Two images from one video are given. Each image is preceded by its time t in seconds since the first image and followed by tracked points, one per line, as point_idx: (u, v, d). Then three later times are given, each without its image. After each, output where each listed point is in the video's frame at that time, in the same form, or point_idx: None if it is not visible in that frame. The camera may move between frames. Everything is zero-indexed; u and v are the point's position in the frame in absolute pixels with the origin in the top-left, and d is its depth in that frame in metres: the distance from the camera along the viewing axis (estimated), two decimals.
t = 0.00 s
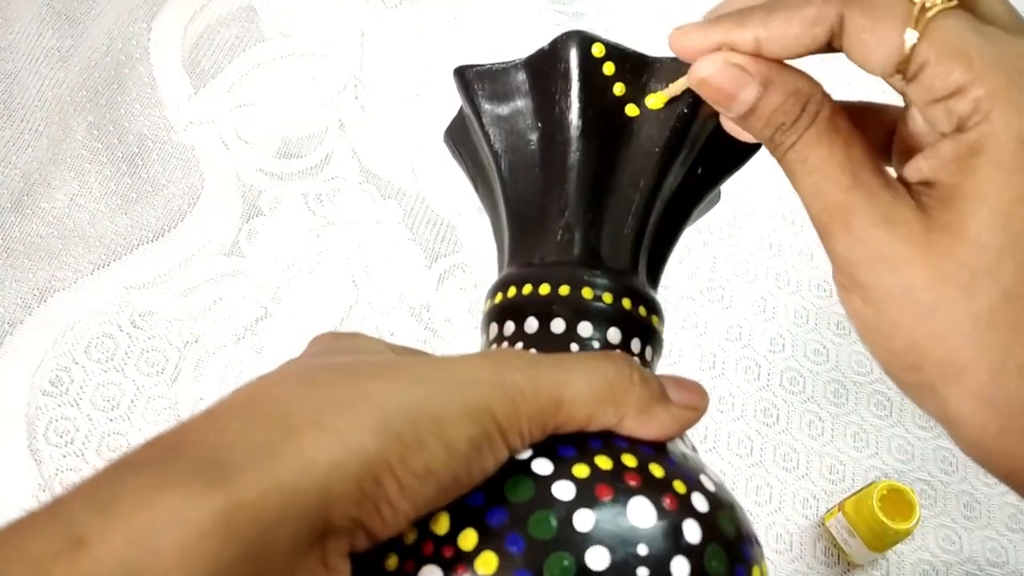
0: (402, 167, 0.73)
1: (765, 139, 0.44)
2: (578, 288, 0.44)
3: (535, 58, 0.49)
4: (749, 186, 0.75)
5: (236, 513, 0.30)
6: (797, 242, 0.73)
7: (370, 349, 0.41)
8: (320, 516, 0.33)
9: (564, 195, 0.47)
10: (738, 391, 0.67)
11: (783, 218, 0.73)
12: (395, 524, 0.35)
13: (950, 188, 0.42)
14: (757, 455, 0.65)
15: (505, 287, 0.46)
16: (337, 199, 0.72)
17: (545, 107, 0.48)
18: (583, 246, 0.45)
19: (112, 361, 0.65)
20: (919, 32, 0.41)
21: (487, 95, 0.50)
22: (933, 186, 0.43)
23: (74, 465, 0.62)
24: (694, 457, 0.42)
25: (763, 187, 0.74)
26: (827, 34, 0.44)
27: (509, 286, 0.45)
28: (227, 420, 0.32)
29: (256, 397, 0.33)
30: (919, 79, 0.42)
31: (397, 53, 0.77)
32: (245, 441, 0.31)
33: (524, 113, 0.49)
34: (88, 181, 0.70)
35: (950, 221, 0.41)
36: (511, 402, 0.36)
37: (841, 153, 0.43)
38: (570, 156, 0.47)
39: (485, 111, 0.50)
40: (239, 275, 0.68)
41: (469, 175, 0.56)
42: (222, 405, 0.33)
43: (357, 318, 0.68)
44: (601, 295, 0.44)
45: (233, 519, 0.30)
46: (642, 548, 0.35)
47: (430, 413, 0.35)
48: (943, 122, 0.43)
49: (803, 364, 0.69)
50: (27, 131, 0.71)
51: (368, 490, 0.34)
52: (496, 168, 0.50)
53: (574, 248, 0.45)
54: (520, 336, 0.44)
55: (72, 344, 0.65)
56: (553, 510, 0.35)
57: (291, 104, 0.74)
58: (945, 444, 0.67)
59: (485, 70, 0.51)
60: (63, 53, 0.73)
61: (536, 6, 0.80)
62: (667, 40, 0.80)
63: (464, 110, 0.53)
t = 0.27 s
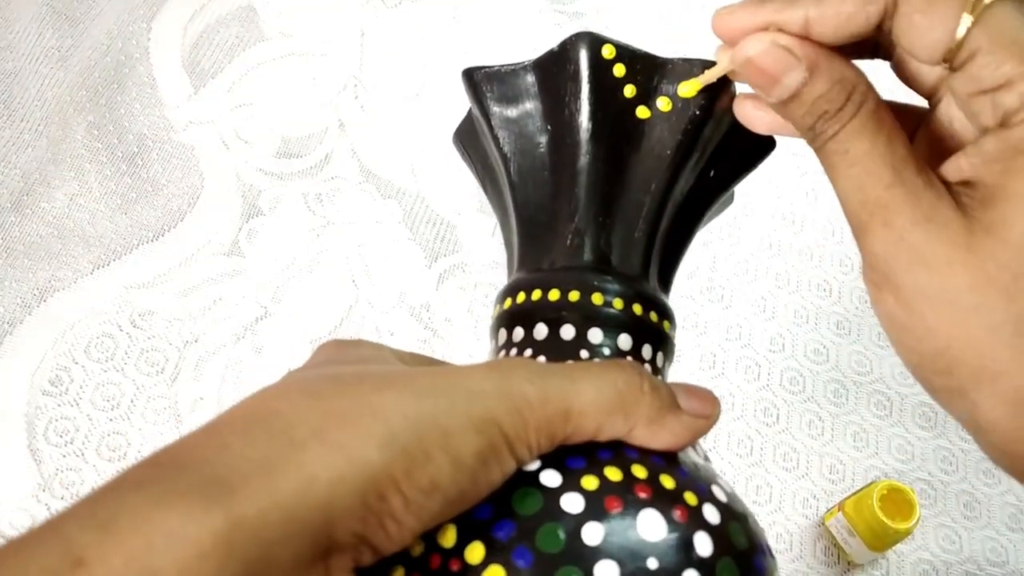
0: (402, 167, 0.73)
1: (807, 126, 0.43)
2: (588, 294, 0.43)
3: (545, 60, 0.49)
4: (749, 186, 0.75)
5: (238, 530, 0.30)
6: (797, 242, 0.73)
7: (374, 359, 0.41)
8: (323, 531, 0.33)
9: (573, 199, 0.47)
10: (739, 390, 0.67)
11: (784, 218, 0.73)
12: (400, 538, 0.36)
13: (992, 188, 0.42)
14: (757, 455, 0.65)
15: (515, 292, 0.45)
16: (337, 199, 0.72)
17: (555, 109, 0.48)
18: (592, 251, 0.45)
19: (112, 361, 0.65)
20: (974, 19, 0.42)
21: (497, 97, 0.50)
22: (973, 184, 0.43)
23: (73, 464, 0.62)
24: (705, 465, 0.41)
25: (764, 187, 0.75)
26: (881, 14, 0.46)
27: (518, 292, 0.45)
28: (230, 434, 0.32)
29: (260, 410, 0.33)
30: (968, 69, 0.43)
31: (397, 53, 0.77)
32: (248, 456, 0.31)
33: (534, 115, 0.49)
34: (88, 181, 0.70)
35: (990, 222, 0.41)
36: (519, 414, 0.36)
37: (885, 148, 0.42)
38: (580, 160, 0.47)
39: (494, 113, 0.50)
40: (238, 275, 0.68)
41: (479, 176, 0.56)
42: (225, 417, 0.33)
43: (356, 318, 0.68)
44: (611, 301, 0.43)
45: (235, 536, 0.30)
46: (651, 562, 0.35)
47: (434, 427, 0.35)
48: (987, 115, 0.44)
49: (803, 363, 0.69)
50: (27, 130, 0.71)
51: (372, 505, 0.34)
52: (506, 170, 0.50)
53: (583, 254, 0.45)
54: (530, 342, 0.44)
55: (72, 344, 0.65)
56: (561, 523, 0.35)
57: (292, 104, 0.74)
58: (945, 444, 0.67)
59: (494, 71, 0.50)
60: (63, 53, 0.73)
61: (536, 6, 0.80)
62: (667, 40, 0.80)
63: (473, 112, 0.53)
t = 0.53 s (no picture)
0: (402, 167, 0.73)
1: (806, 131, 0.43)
2: (591, 293, 0.44)
3: (547, 58, 0.49)
4: (749, 186, 0.75)
5: (238, 532, 0.30)
6: (797, 242, 0.73)
7: (375, 359, 0.41)
8: (324, 532, 0.33)
9: (576, 198, 0.47)
10: (739, 390, 0.67)
11: (784, 218, 0.74)
12: (402, 539, 0.35)
13: (987, 196, 0.42)
14: (757, 455, 0.65)
15: (518, 291, 0.46)
16: (337, 199, 0.72)
17: (557, 108, 0.48)
18: (595, 250, 0.46)
19: (112, 361, 0.65)
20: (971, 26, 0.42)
21: (499, 95, 0.50)
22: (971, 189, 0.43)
23: (74, 464, 0.62)
24: (710, 465, 0.42)
25: (764, 187, 0.75)
26: (876, 22, 0.45)
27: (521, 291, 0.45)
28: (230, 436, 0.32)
29: (260, 411, 0.33)
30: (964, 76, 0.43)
31: (397, 53, 0.77)
32: (248, 458, 0.31)
33: (536, 114, 0.49)
34: (88, 181, 0.70)
35: (986, 229, 0.42)
36: (521, 414, 0.36)
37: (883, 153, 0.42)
38: (582, 159, 0.47)
39: (496, 112, 0.50)
40: (238, 275, 0.68)
41: (479, 175, 0.56)
42: (226, 418, 0.33)
43: (356, 318, 0.68)
44: (614, 300, 0.44)
45: (235, 538, 0.30)
46: (655, 563, 0.35)
47: (436, 427, 0.35)
48: (984, 123, 0.44)
49: (803, 363, 0.69)
50: (26, 130, 0.71)
51: (373, 506, 0.34)
52: (507, 170, 0.50)
53: (586, 253, 0.45)
54: (532, 342, 0.44)
55: (72, 344, 0.65)
56: (564, 524, 0.35)
57: (292, 104, 0.74)
58: (945, 444, 0.67)
59: (495, 70, 0.50)
60: (62, 53, 0.73)
61: (537, 6, 0.80)
62: (668, 40, 0.80)
63: (473, 110, 0.53)
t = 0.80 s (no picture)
0: (402, 167, 0.73)
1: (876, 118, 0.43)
2: (586, 298, 0.43)
3: (543, 65, 0.49)
4: (748, 186, 0.75)
5: (234, 538, 0.30)
6: (796, 242, 0.73)
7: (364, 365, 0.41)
8: (318, 537, 0.33)
9: (571, 203, 0.47)
10: (739, 390, 0.67)
11: (783, 218, 0.74)
12: (394, 544, 0.36)
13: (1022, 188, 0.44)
14: (757, 455, 0.65)
15: (514, 296, 0.46)
16: (337, 199, 0.72)
17: (553, 114, 0.48)
18: (590, 255, 0.45)
19: (112, 361, 0.65)
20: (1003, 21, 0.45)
21: (496, 102, 0.50)
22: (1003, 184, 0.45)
23: (73, 464, 0.62)
24: (703, 468, 0.41)
25: (763, 187, 0.75)
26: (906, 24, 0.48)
27: (517, 295, 0.45)
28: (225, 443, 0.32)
29: (254, 419, 0.33)
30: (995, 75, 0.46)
31: (397, 53, 0.77)
32: (243, 465, 0.32)
33: (532, 120, 0.49)
34: (88, 181, 0.70)
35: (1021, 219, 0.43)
36: (512, 419, 0.37)
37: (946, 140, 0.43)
38: (577, 165, 0.47)
39: (492, 118, 0.50)
40: (238, 275, 0.68)
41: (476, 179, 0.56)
42: (218, 426, 0.33)
43: (356, 318, 0.68)
44: (609, 305, 0.43)
45: (231, 545, 0.30)
46: (643, 567, 0.35)
47: (427, 434, 0.35)
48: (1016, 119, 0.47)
49: (803, 363, 0.69)
50: (26, 130, 0.71)
51: (366, 511, 0.35)
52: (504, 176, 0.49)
53: (581, 258, 0.45)
54: (528, 346, 0.44)
55: (72, 344, 0.65)
56: (555, 528, 0.35)
57: (292, 104, 0.74)
58: (944, 444, 0.67)
59: (491, 76, 0.50)
60: (62, 53, 0.74)
61: (536, 6, 0.80)
62: (667, 40, 0.80)
63: (471, 116, 0.53)
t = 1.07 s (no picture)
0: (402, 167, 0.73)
1: None
2: (528, 325, 0.43)
3: (476, 95, 0.48)
4: (748, 185, 0.75)
5: None
6: (796, 242, 0.73)
7: (315, 409, 0.41)
8: None
9: (512, 230, 0.46)
10: (738, 390, 0.67)
11: (783, 218, 0.74)
12: None
13: None
14: (756, 455, 0.65)
15: (459, 325, 0.45)
16: (336, 199, 0.72)
17: (490, 143, 0.48)
18: (535, 280, 0.44)
19: (112, 361, 0.65)
20: None
21: (432, 132, 0.49)
22: None
23: (73, 465, 0.62)
24: (649, 487, 0.41)
25: (763, 187, 0.75)
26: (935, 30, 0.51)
27: (462, 324, 0.45)
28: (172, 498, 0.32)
29: (200, 473, 0.33)
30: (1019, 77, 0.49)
31: (398, 53, 0.77)
32: (190, 518, 0.31)
33: (470, 149, 0.48)
34: (87, 181, 0.70)
35: None
36: (458, 453, 0.36)
37: None
38: (516, 192, 0.46)
39: (430, 149, 0.49)
40: (238, 275, 0.68)
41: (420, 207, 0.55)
42: (162, 485, 0.33)
43: (356, 318, 0.68)
44: (552, 330, 0.43)
45: None
46: None
47: (376, 474, 0.35)
48: None
49: (803, 363, 0.69)
50: (26, 130, 0.71)
51: (317, 557, 0.34)
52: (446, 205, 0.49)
53: (524, 284, 0.44)
54: (473, 375, 0.43)
55: (72, 344, 0.65)
56: (506, 559, 0.34)
57: (292, 104, 0.74)
58: (944, 444, 0.67)
59: (427, 107, 0.49)
60: (62, 53, 0.74)
61: (536, 6, 0.80)
62: (667, 40, 0.80)
63: (410, 145, 0.52)
